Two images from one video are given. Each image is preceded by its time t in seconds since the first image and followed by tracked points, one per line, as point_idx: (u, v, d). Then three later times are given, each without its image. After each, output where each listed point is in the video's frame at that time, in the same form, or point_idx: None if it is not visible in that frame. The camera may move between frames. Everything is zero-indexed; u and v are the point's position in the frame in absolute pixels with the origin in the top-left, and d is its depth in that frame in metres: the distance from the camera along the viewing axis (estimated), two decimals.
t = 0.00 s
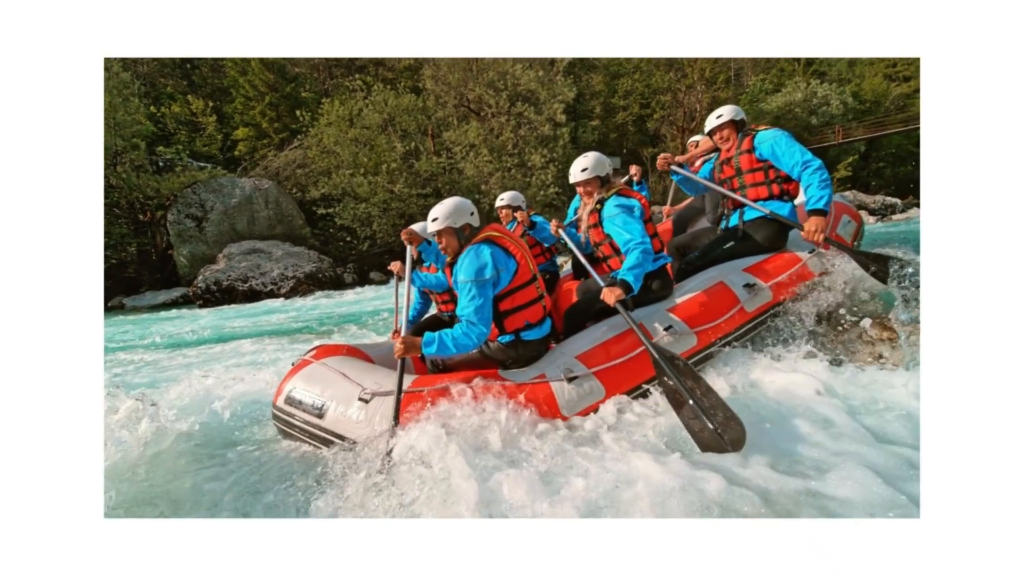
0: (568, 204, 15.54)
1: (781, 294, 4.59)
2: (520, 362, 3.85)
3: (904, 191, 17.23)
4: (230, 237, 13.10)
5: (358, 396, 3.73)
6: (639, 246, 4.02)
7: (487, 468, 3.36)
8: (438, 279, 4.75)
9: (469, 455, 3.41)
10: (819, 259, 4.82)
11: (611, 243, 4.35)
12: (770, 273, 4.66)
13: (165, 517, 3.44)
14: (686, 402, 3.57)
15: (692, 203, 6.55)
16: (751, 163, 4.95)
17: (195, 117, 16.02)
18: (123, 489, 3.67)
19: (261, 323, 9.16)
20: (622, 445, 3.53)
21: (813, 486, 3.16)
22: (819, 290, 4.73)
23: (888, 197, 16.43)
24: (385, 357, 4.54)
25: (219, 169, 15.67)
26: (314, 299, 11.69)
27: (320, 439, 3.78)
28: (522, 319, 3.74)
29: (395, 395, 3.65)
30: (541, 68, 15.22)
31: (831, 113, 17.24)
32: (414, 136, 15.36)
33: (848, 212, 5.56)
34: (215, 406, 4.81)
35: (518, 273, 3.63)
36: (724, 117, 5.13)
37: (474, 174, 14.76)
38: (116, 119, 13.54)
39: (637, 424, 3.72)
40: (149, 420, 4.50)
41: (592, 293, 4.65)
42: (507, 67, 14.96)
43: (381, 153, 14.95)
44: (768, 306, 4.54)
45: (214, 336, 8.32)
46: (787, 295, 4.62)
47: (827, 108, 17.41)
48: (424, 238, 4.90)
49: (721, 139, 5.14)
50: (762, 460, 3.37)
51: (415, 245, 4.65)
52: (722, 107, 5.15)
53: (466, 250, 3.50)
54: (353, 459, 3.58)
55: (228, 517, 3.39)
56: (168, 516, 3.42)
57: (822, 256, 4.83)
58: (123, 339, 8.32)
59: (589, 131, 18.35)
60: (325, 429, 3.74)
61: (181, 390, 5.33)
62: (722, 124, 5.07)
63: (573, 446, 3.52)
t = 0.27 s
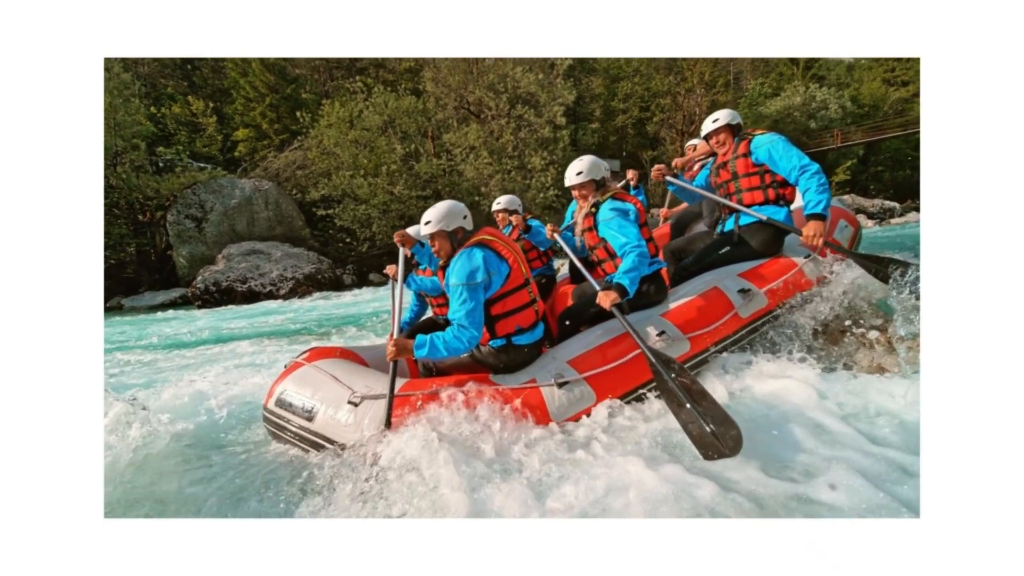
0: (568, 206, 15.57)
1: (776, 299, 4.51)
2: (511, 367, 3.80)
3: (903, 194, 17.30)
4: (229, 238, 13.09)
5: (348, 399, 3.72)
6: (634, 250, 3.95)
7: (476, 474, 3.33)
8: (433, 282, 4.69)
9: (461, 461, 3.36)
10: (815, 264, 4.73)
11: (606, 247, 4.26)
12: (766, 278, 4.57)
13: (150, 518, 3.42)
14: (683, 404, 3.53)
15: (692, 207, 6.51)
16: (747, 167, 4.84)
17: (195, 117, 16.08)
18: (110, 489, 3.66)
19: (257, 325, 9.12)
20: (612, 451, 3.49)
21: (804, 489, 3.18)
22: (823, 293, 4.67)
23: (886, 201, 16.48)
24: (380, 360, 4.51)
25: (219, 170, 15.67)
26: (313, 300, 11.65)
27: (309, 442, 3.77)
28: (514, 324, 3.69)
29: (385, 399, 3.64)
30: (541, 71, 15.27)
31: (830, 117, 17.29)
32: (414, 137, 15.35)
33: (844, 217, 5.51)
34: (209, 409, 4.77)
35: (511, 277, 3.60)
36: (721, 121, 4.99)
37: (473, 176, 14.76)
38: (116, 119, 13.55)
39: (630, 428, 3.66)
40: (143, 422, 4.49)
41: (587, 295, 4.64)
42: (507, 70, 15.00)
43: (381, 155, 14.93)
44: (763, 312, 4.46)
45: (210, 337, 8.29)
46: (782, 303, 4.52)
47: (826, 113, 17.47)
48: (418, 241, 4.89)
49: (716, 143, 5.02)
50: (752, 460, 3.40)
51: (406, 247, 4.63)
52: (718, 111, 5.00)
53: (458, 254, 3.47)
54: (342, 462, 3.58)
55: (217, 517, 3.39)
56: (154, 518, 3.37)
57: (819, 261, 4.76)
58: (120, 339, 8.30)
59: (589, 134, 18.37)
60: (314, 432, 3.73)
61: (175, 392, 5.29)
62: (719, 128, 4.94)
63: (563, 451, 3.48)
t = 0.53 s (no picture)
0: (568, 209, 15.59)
1: (770, 306, 4.38)
2: (500, 373, 3.71)
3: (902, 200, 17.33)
4: (229, 239, 13.08)
5: (335, 402, 3.63)
6: (629, 254, 3.91)
7: (464, 480, 3.29)
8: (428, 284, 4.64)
9: (449, 467, 3.32)
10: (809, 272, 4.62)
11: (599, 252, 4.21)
12: (761, 285, 4.43)
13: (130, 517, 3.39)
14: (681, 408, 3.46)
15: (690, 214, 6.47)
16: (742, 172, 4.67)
17: (196, 118, 16.14)
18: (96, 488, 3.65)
19: (254, 326, 9.08)
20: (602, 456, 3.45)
21: (791, 491, 3.14)
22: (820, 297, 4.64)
23: (885, 206, 16.50)
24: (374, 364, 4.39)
25: (220, 171, 15.69)
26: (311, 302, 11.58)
27: (297, 445, 3.68)
28: (504, 329, 3.62)
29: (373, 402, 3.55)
30: (542, 75, 15.33)
31: (830, 122, 17.33)
32: (414, 140, 15.34)
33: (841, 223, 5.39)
34: (202, 412, 4.72)
35: (502, 281, 3.53)
36: (717, 125, 4.79)
37: (474, 178, 14.76)
38: (117, 119, 13.55)
39: (620, 434, 3.61)
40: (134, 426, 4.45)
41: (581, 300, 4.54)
42: (508, 73, 15.04)
43: (382, 157, 14.91)
44: (757, 320, 4.32)
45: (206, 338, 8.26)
46: (775, 311, 4.41)
47: (825, 118, 17.52)
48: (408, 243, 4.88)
49: (713, 148, 4.82)
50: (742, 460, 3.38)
51: (398, 250, 4.56)
52: (714, 116, 4.80)
53: (449, 257, 3.41)
54: (329, 465, 3.51)
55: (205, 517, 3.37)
56: (136, 517, 3.37)
57: (814, 268, 4.66)
58: (116, 340, 8.26)
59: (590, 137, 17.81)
60: (301, 435, 3.64)
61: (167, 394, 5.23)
62: (715, 133, 4.74)
63: (553, 456, 3.43)
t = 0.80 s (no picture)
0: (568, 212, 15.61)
1: (765, 315, 4.28)
2: (489, 378, 3.65)
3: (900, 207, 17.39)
4: (230, 239, 13.10)
5: (323, 405, 3.61)
6: (625, 258, 3.84)
7: (451, 487, 3.23)
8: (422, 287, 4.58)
9: (439, 473, 3.27)
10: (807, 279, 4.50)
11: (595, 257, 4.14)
12: (756, 292, 4.33)
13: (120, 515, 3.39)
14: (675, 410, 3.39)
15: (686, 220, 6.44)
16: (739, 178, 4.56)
17: (199, 119, 16.22)
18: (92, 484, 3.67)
19: (252, 326, 9.09)
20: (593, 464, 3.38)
21: (778, 495, 3.10)
22: (827, 300, 4.53)
23: (885, 213, 16.52)
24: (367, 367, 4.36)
25: (221, 171, 15.73)
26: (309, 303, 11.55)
27: (284, 446, 3.67)
28: (494, 333, 3.57)
29: (361, 406, 3.53)
30: (544, 79, 15.39)
31: (830, 128, 17.37)
32: (416, 142, 15.35)
33: (839, 230, 5.27)
34: (196, 414, 4.69)
35: (494, 286, 3.50)
36: (715, 131, 4.70)
37: (475, 181, 14.79)
38: (119, 119, 13.60)
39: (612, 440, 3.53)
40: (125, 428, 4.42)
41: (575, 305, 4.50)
42: (510, 77, 15.08)
43: (383, 159, 14.93)
44: (751, 328, 4.22)
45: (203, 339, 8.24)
46: (770, 320, 4.29)
47: (825, 124, 17.57)
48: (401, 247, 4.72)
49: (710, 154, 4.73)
50: (737, 464, 3.31)
51: (390, 252, 4.49)
52: (713, 121, 4.72)
53: (441, 261, 3.38)
54: (315, 468, 3.50)
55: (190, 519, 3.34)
56: (121, 516, 3.36)
57: (811, 277, 4.51)
58: (113, 340, 8.25)
59: (591, 141, 18.23)
60: (289, 437, 3.63)
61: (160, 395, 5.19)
62: (713, 139, 4.64)
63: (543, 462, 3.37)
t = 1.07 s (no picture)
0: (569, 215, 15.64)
1: (761, 322, 4.17)
2: (480, 382, 3.55)
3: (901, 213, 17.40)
4: (231, 239, 13.13)
5: (311, 406, 3.50)
6: (622, 262, 3.70)
7: (438, 495, 3.12)
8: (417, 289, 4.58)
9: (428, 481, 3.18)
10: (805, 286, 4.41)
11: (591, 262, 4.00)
12: (753, 299, 4.24)
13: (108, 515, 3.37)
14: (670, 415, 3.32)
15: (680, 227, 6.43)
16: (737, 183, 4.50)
17: (201, 119, 16.31)
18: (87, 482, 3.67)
19: (251, 327, 9.09)
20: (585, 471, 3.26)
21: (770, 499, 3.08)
22: (832, 305, 4.48)
23: (886, 218, 16.55)
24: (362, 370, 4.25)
25: (223, 171, 15.80)
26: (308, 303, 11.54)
27: (272, 448, 3.58)
28: (485, 337, 3.48)
29: (350, 408, 3.43)
30: (545, 82, 15.45)
31: (831, 133, 17.41)
32: (417, 144, 15.36)
33: (837, 237, 5.22)
34: (191, 414, 4.67)
35: (487, 289, 3.41)
36: (714, 135, 4.58)
37: (476, 183, 14.82)
38: (123, 118, 13.67)
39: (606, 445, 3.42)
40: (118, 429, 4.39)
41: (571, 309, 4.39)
42: (512, 79, 15.14)
43: (384, 160, 14.96)
44: (747, 334, 4.12)
45: (200, 339, 8.22)
46: (766, 326, 4.19)
47: (826, 129, 17.60)
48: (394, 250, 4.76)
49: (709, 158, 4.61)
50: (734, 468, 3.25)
51: (384, 255, 4.43)
52: (711, 125, 4.59)
53: (435, 264, 3.31)
54: (303, 470, 3.40)
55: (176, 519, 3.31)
56: (107, 515, 3.34)
57: (808, 284, 4.42)
58: (110, 339, 8.23)
59: (592, 144, 18.22)
60: (277, 438, 3.53)
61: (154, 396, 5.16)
62: (712, 143, 4.53)
63: (534, 468, 3.27)
